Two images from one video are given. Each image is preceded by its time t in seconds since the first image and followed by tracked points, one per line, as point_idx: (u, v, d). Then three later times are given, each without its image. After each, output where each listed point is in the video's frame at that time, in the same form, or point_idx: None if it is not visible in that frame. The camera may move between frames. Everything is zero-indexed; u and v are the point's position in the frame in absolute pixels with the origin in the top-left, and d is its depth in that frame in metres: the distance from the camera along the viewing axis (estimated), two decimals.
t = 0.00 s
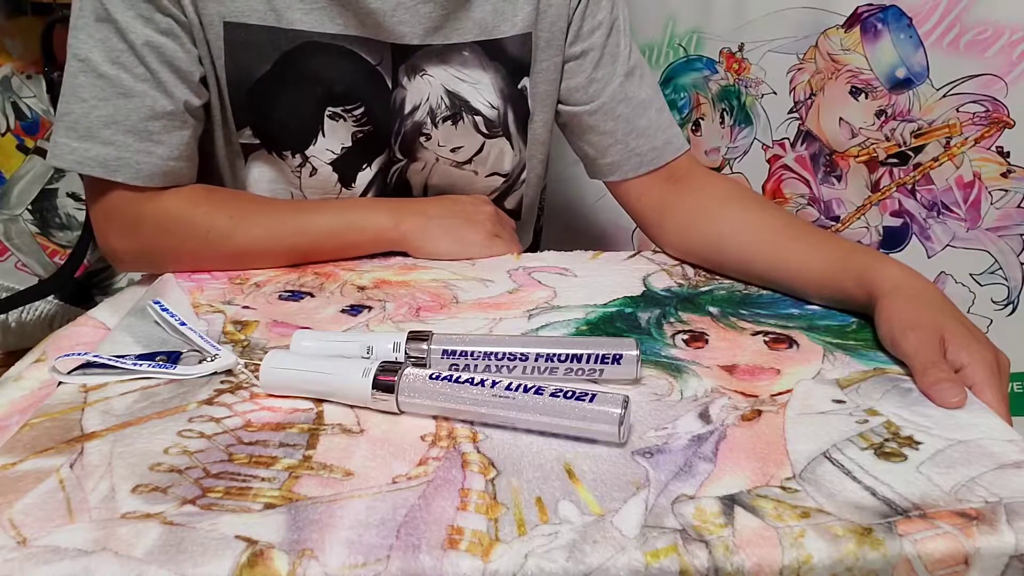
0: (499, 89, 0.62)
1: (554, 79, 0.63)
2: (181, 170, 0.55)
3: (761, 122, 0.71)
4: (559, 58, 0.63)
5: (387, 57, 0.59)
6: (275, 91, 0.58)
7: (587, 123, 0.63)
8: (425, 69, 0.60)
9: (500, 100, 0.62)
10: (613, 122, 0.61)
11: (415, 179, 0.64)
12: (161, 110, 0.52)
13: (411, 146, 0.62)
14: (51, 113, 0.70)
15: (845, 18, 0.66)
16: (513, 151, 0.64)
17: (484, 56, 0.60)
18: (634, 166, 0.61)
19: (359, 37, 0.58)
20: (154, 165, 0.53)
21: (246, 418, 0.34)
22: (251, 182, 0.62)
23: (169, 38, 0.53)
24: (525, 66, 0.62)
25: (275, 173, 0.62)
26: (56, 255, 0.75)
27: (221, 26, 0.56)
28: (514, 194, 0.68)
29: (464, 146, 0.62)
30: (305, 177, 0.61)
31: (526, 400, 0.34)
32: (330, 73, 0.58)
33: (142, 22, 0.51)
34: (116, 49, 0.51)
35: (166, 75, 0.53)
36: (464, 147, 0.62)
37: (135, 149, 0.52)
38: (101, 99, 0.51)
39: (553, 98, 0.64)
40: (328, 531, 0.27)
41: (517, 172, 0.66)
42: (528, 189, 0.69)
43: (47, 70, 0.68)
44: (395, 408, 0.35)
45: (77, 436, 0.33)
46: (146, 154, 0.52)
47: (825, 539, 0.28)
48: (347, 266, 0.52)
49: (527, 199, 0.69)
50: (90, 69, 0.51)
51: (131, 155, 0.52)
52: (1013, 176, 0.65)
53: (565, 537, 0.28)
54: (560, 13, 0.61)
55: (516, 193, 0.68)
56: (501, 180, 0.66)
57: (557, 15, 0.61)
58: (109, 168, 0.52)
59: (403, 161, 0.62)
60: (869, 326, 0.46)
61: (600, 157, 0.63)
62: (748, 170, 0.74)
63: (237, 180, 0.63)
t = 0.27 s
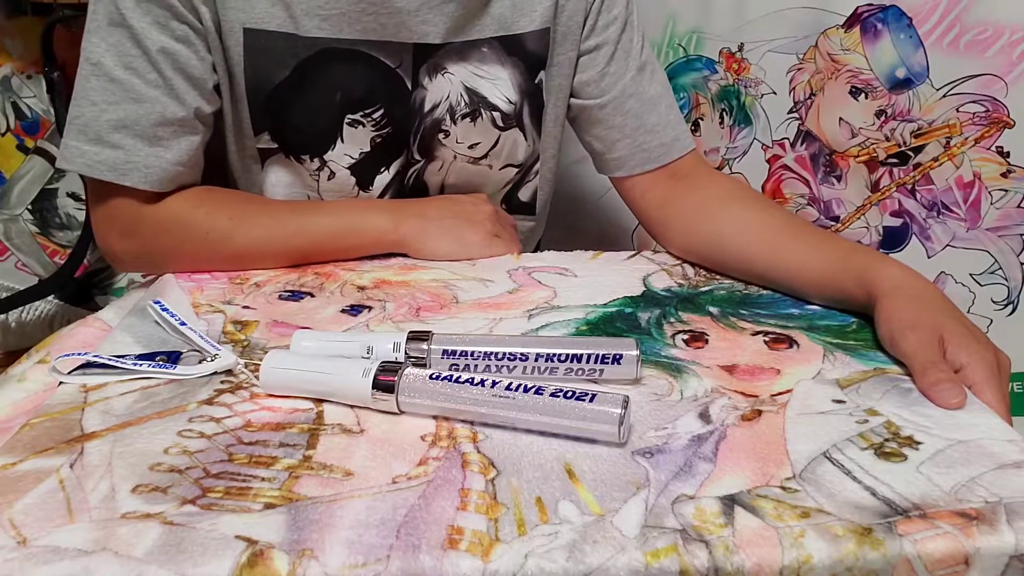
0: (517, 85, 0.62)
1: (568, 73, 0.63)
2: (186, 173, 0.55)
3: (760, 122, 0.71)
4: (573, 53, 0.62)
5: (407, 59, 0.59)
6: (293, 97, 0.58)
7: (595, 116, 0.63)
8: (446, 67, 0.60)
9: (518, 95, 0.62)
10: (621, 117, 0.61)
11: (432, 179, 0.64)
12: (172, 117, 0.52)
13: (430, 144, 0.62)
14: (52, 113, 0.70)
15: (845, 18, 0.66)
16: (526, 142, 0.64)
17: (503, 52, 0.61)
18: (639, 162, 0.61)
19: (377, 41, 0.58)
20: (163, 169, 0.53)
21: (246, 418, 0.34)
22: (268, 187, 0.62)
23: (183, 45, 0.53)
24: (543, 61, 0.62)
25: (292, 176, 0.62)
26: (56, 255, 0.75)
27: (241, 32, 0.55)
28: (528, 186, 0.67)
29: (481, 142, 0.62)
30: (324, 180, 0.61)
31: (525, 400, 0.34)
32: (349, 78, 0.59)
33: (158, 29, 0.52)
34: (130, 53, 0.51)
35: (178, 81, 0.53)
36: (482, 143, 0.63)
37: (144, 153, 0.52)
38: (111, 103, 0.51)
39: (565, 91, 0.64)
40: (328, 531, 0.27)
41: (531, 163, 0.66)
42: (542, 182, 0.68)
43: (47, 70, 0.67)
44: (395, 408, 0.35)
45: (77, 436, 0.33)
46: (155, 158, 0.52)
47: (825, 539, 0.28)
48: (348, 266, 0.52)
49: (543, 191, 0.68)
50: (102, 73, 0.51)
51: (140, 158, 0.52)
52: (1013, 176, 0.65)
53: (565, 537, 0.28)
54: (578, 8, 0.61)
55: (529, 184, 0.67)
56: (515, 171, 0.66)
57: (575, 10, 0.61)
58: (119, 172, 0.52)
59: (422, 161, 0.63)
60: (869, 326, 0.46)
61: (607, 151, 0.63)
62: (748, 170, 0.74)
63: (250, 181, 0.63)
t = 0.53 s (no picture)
0: (514, 87, 0.62)
1: (565, 75, 0.63)
2: (186, 172, 0.55)
3: (760, 122, 0.71)
4: (570, 55, 0.63)
5: (405, 59, 0.59)
6: (291, 97, 0.58)
7: (593, 118, 0.63)
8: (443, 68, 0.60)
9: (514, 98, 0.62)
10: (620, 117, 0.61)
11: (429, 180, 0.64)
12: (171, 116, 0.52)
13: (426, 146, 0.62)
14: (52, 113, 0.70)
15: (845, 18, 0.66)
16: (523, 144, 0.64)
17: (500, 54, 0.61)
18: (638, 163, 0.61)
19: (375, 41, 0.58)
20: (161, 168, 0.53)
21: (246, 418, 0.34)
22: (264, 185, 0.62)
23: (180, 44, 0.53)
24: (540, 63, 0.62)
25: (288, 176, 0.62)
26: (56, 255, 0.75)
27: (239, 31, 0.55)
28: (524, 189, 0.67)
29: (478, 143, 0.63)
30: (320, 180, 0.61)
31: (525, 400, 0.34)
32: (347, 78, 0.59)
33: (156, 28, 0.52)
34: (128, 53, 0.51)
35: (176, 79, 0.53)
36: (478, 145, 0.63)
37: (143, 153, 0.52)
38: (109, 102, 0.51)
39: (563, 93, 0.64)
40: (328, 531, 0.27)
41: (527, 166, 0.66)
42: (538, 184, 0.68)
43: (47, 70, 0.67)
44: (395, 408, 0.35)
45: (76, 436, 0.33)
46: (154, 158, 0.52)
47: (825, 539, 0.28)
48: (348, 266, 0.52)
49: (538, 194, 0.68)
50: (100, 73, 0.51)
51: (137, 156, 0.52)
52: (1013, 176, 0.65)
53: (565, 537, 0.28)
54: (574, 10, 0.61)
55: (526, 187, 0.67)
56: (511, 174, 0.66)
57: (571, 12, 0.61)
58: (117, 171, 0.52)
59: (417, 163, 0.62)
60: (869, 326, 0.46)
61: (605, 152, 0.63)
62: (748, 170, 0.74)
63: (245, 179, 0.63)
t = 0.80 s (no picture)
0: (505, 88, 0.62)
1: (556, 77, 0.63)
2: (183, 171, 0.55)
3: (760, 122, 0.71)
4: (561, 56, 0.63)
5: (395, 58, 0.59)
6: (282, 93, 0.58)
7: (586, 119, 0.63)
8: (432, 68, 0.60)
9: (505, 98, 0.62)
10: (613, 118, 0.61)
11: (420, 180, 0.64)
12: (165, 112, 0.52)
13: (417, 147, 0.62)
14: (52, 113, 0.70)
15: (845, 18, 0.66)
16: (516, 148, 0.64)
17: (489, 55, 0.61)
18: (631, 164, 0.61)
19: (367, 37, 0.59)
20: (157, 165, 0.53)
21: (246, 418, 0.34)
22: (256, 183, 0.62)
23: (173, 40, 0.53)
24: (530, 64, 0.62)
25: (281, 174, 0.62)
26: (57, 255, 0.75)
27: (230, 27, 0.55)
28: (517, 193, 0.67)
29: (469, 145, 0.63)
30: (311, 178, 0.61)
31: (525, 400, 0.34)
32: (339, 74, 0.59)
33: (148, 25, 0.52)
34: (121, 50, 0.51)
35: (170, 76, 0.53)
36: (470, 146, 0.63)
37: (138, 150, 0.52)
38: (104, 100, 0.51)
39: (554, 95, 0.64)
40: (328, 531, 0.27)
41: (520, 169, 0.66)
42: (531, 187, 0.68)
43: (47, 70, 0.67)
44: (395, 408, 0.35)
45: (76, 436, 0.33)
46: (149, 155, 0.53)
47: (825, 539, 0.28)
48: (348, 266, 0.52)
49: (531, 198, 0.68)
50: (94, 70, 0.51)
51: (132, 153, 0.52)
52: (1013, 176, 0.65)
53: (565, 537, 0.28)
54: (564, 10, 0.62)
55: (518, 191, 0.67)
56: (504, 177, 0.66)
57: (561, 13, 0.62)
58: (113, 168, 0.52)
59: (409, 163, 0.63)
60: (868, 325, 0.46)
61: (599, 153, 0.63)
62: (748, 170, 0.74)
63: (240, 178, 0.63)
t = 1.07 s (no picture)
0: (505, 88, 0.62)
1: (556, 77, 0.64)
2: (183, 171, 0.55)
3: (760, 122, 0.71)
4: (560, 56, 0.63)
5: (394, 58, 0.59)
6: (281, 93, 0.58)
7: (585, 119, 0.63)
8: (431, 69, 0.60)
9: (505, 99, 0.62)
10: (613, 118, 0.61)
11: (420, 180, 0.64)
12: (165, 113, 0.52)
13: (417, 148, 0.62)
14: (52, 113, 0.70)
15: (845, 18, 0.66)
16: (516, 148, 0.64)
17: (489, 55, 0.61)
18: (631, 164, 0.61)
19: (367, 38, 0.59)
20: (157, 165, 0.53)
21: (246, 418, 0.34)
22: (257, 184, 0.62)
23: (173, 40, 0.53)
24: (529, 65, 0.62)
25: (282, 175, 0.62)
26: (57, 255, 0.75)
27: (229, 27, 0.55)
28: (517, 193, 0.67)
29: (469, 145, 0.63)
30: (310, 178, 0.61)
31: (525, 400, 0.34)
32: (338, 74, 0.59)
33: (148, 25, 0.52)
34: (121, 51, 0.51)
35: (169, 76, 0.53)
36: (469, 147, 0.63)
37: (138, 150, 0.52)
38: (104, 100, 0.51)
39: (554, 96, 0.64)
40: (328, 531, 0.27)
41: (520, 169, 0.66)
42: (531, 186, 0.68)
43: (47, 70, 0.68)
44: (395, 408, 0.35)
45: (76, 436, 0.33)
46: (149, 155, 0.52)
47: (825, 539, 0.28)
48: (348, 266, 0.52)
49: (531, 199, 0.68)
50: (94, 71, 0.51)
51: (132, 154, 0.52)
52: (1013, 176, 0.65)
53: (565, 537, 0.28)
54: (563, 11, 0.62)
55: (518, 192, 0.67)
56: (504, 178, 0.66)
57: (560, 13, 0.62)
58: (113, 168, 0.52)
59: (409, 163, 0.63)
60: (868, 325, 0.46)
61: (600, 153, 0.63)
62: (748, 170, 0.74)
63: (240, 178, 0.63)
